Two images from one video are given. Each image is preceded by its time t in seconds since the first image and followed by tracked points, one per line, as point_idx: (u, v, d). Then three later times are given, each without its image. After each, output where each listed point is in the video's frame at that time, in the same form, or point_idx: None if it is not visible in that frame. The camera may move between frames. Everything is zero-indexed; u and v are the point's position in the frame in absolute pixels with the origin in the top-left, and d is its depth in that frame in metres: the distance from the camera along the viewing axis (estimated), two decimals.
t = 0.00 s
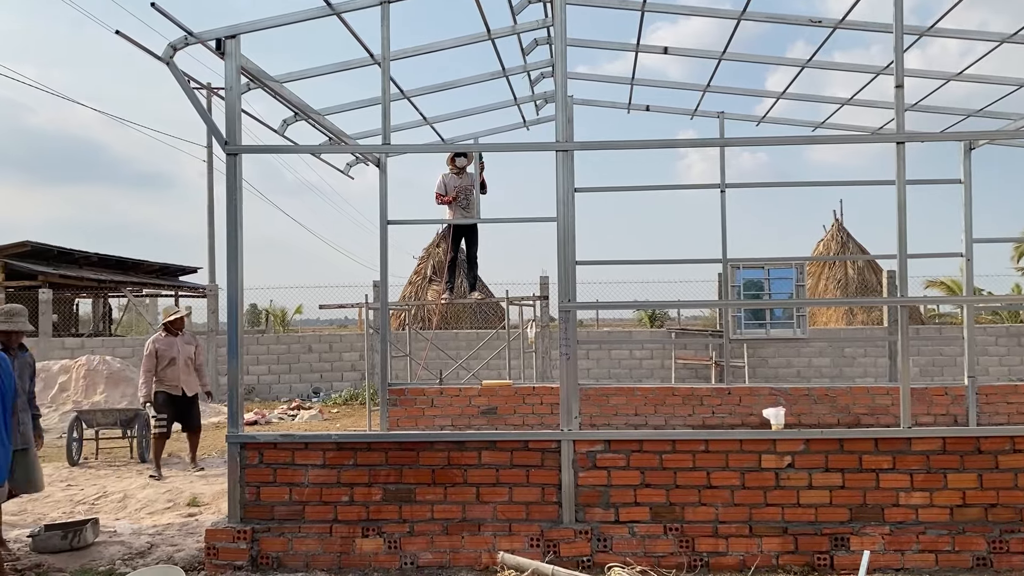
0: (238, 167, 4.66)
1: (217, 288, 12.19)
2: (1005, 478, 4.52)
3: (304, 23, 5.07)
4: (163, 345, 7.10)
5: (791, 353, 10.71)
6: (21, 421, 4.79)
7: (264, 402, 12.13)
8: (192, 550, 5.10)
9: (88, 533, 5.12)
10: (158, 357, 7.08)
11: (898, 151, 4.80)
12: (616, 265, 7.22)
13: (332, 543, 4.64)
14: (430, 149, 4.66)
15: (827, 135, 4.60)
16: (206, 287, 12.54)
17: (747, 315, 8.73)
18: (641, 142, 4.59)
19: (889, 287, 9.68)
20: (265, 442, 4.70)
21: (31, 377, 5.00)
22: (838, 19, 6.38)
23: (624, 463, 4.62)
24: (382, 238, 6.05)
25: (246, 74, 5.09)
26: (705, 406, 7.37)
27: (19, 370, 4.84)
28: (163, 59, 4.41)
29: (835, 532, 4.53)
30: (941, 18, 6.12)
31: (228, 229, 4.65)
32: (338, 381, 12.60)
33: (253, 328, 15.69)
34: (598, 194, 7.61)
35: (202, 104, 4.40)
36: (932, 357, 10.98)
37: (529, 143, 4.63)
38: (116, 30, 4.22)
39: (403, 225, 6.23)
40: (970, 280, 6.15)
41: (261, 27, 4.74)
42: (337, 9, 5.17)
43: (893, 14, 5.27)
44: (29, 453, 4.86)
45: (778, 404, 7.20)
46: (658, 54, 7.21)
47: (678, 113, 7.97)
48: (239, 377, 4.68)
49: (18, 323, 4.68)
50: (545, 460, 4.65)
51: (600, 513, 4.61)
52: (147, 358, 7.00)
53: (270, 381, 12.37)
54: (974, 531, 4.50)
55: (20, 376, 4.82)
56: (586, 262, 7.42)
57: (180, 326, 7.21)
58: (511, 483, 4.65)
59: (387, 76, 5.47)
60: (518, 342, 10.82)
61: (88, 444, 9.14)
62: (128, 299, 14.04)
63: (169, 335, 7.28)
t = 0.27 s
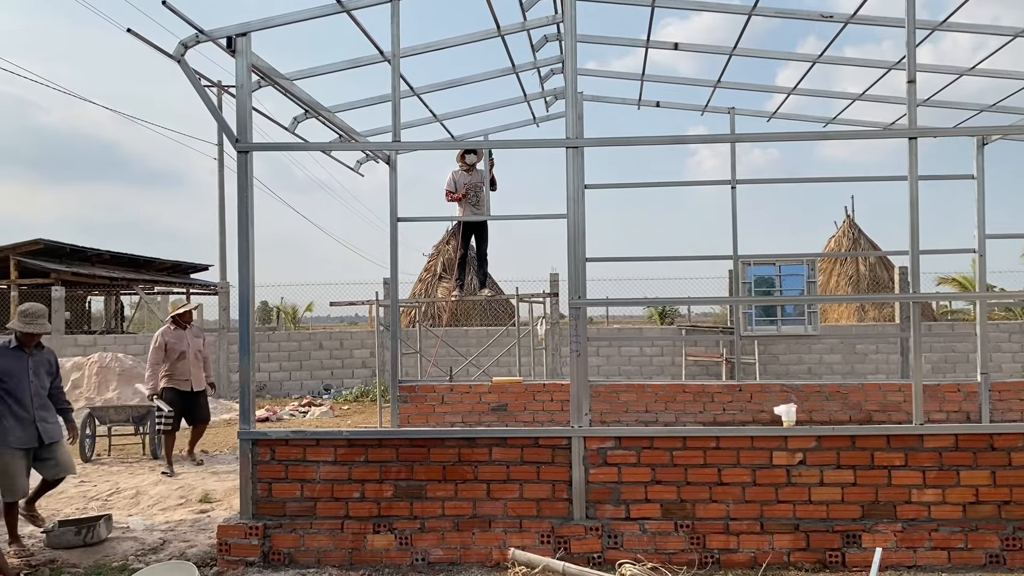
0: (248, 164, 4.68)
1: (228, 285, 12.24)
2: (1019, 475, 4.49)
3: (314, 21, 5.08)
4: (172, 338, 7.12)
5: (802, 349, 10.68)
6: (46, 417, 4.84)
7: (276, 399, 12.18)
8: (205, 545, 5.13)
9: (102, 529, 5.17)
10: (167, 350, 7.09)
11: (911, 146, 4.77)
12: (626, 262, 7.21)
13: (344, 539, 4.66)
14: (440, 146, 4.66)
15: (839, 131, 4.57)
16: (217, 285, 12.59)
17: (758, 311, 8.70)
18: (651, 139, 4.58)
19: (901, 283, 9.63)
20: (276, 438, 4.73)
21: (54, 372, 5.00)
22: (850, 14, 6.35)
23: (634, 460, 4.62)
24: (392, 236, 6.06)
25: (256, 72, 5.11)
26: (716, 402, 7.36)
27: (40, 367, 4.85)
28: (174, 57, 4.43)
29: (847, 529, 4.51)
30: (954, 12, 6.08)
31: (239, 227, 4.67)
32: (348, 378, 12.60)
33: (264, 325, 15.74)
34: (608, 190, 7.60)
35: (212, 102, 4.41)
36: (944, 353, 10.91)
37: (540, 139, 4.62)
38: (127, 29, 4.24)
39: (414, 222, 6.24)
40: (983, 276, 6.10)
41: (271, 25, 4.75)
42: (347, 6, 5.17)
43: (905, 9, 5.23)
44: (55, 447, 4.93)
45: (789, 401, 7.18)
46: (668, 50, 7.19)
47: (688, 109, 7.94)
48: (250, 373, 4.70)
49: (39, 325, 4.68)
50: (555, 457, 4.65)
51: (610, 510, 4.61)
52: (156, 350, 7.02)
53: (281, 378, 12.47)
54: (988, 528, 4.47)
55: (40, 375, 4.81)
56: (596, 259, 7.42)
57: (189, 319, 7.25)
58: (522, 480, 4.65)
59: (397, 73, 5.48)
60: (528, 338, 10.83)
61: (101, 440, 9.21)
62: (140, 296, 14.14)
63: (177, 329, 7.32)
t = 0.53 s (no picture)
0: (260, 162, 4.70)
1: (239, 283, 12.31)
2: None
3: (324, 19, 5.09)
4: (190, 336, 7.14)
5: (813, 347, 10.64)
6: (71, 418, 4.90)
7: (287, 396, 12.24)
8: (217, 542, 5.17)
9: (115, 525, 5.22)
10: (185, 348, 7.11)
11: (924, 142, 4.74)
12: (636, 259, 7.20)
13: (355, 535, 4.67)
14: (451, 144, 4.66)
15: (851, 127, 4.55)
16: (228, 283, 12.65)
17: (769, 308, 8.67)
18: (662, 135, 4.57)
19: (913, 280, 9.57)
20: (288, 435, 4.75)
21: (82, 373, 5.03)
22: (862, 9, 6.30)
23: (645, 457, 4.61)
24: (403, 233, 6.07)
25: (267, 70, 5.13)
26: (727, 400, 7.34)
27: (66, 367, 4.94)
28: (186, 56, 4.46)
29: (859, 526, 4.49)
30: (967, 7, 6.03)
31: (251, 224, 4.69)
32: (359, 375, 12.64)
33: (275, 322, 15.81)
34: (618, 187, 7.59)
35: (224, 100, 4.44)
36: (957, 351, 10.84)
37: (550, 136, 4.62)
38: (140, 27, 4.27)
39: (424, 219, 6.25)
40: (996, 273, 6.06)
41: (282, 23, 4.77)
42: (358, 4, 5.18)
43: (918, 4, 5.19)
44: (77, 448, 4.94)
45: (801, 398, 7.16)
46: (679, 46, 7.17)
47: (699, 105, 7.91)
48: (262, 370, 4.73)
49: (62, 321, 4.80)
50: (565, 454, 4.65)
51: (621, 507, 4.61)
52: (174, 347, 7.03)
53: (293, 375, 12.53)
54: (1001, 526, 4.44)
55: (66, 374, 4.90)
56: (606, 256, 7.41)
57: (206, 318, 7.24)
58: (532, 477, 4.66)
59: (407, 71, 5.48)
60: (539, 335, 10.83)
61: (114, 437, 9.28)
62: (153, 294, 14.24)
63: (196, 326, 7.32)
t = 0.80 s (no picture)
0: (271, 161, 4.72)
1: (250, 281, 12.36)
2: None
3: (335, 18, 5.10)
4: (210, 331, 7.18)
5: (824, 345, 10.60)
6: (108, 425, 4.86)
7: (298, 394, 12.29)
8: (229, 539, 5.20)
9: (127, 523, 5.25)
10: (204, 343, 7.14)
11: (936, 140, 4.71)
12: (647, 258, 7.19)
13: (366, 533, 4.69)
14: (460, 143, 4.67)
15: (863, 125, 4.53)
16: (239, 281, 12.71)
17: (779, 307, 8.64)
18: (673, 133, 4.57)
19: (925, 278, 9.51)
20: (300, 433, 4.77)
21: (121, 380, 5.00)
22: (873, 6, 6.27)
23: (656, 456, 4.61)
24: (413, 231, 6.08)
25: (278, 69, 5.15)
26: (738, 398, 7.33)
27: (108, 372, 4.91)
28: (197, 55, 4.48)
29: (871, 525, 4.48)
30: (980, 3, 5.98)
31: (262, 222, 4.72)
32: (369, 373, 12.67)
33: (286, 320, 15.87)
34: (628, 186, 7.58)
35: (235, 99, 4.46)
36: (969, 349, 10.78)
37: (560, 135, 4.62)
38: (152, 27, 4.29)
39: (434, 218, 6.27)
40: (1009, 272, 6.02)
41: (293, 23, 4.78)
42: (368, 3, 5.19)
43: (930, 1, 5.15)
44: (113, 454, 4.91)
45: (812, 397, 7.15)
46: (689, 44, 7.15)
47: (709, 103, 7.89)
48: (273, 368, 4.75)
49: (104, 326, 4.79)
50: (576, 452, 4.65)
51: (632, 505, 4.61)
52: (194, 342, 7.07)
53: (304, 373, 12.59)
54: (1014, 525, 4.42)
55: (107, 379, 4.87)
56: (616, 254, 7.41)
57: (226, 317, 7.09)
58: (543, 475, 4.67)
59: (417, 69, 5.49)
60: (548, 333, 10.83)
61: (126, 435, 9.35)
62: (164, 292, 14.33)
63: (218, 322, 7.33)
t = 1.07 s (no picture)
0: (281, 160, 4.74)
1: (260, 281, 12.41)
2: None
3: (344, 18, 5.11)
4: (222, 330, 7.21)
5: (834, 345, 10.55)
6: (141, 423, 4.81)
7: (307, 393, 12.34)
8: (239, 537, 5.22)
9: (138, 520, 5.27)
10: (216, 341, 7.18)
11: (947, 139, 4.68)
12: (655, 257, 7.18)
13: (376, 532, 4.71)
14: (469, 142, 4.68)
15: (874, 124, 4.51)
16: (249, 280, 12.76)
17: (789, 306, 8.61)
18: (683, 132, 4.56)
19: (936, 278, 9.46)
20: (309, 431, 4.79)
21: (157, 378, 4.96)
22: (884, 4, 6.24)
23: (665, 455, 4.60)
24: (422, 230, 6.09)
25: (288, 69, 5.16)
26: (747, 398, 7.30)
27: (144, 370, 4.88)
28: (207, 56, 4.50)
29: (881, 525, 4.46)
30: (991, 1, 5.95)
31: (271, 222, 4.73)
32: (378, 372, 12.70)
33: (295, 320, 15.92)
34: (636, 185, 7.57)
35: (245, 99, 4.47)
36: (980, 349, 10.72)
37: (569, 134, 4.62)
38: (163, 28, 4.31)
39: (443, 217, 6.28)
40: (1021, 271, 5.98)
41: (302, 23, 4.80)
42: (377, 2, 5.20)
43: None
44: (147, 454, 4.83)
45: (821, 396, 7.13)
46: (698, 43, 7.13)
47: (718, 102, 7.87)
48: (282, 367, 4.76)
49: (141, 326, 4.72)
50: (585, 452, 4.65)
51: (641, 505, 4.61)
52: (206, 340, 7.10)
53: (313, 372, 12.64)
54: None
55: (143, 377, 4.84)
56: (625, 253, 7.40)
57: (239, 314, 7.15)
58: (552, 474, 4.67)
59: (426, 69, 5.49)
60: (557, 333, 10.83)
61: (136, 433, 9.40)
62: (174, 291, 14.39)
63: (228, 321, 7.36)
